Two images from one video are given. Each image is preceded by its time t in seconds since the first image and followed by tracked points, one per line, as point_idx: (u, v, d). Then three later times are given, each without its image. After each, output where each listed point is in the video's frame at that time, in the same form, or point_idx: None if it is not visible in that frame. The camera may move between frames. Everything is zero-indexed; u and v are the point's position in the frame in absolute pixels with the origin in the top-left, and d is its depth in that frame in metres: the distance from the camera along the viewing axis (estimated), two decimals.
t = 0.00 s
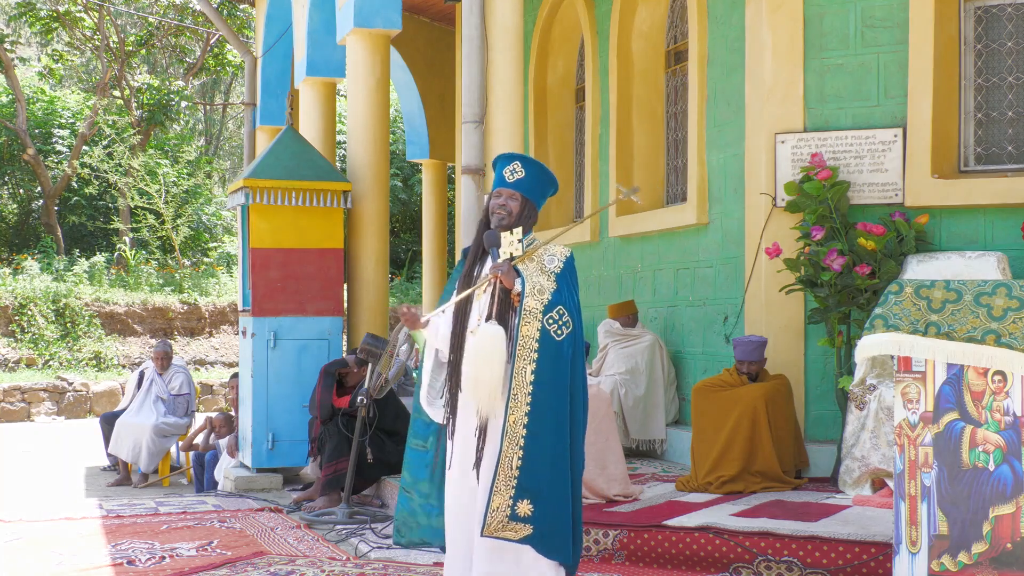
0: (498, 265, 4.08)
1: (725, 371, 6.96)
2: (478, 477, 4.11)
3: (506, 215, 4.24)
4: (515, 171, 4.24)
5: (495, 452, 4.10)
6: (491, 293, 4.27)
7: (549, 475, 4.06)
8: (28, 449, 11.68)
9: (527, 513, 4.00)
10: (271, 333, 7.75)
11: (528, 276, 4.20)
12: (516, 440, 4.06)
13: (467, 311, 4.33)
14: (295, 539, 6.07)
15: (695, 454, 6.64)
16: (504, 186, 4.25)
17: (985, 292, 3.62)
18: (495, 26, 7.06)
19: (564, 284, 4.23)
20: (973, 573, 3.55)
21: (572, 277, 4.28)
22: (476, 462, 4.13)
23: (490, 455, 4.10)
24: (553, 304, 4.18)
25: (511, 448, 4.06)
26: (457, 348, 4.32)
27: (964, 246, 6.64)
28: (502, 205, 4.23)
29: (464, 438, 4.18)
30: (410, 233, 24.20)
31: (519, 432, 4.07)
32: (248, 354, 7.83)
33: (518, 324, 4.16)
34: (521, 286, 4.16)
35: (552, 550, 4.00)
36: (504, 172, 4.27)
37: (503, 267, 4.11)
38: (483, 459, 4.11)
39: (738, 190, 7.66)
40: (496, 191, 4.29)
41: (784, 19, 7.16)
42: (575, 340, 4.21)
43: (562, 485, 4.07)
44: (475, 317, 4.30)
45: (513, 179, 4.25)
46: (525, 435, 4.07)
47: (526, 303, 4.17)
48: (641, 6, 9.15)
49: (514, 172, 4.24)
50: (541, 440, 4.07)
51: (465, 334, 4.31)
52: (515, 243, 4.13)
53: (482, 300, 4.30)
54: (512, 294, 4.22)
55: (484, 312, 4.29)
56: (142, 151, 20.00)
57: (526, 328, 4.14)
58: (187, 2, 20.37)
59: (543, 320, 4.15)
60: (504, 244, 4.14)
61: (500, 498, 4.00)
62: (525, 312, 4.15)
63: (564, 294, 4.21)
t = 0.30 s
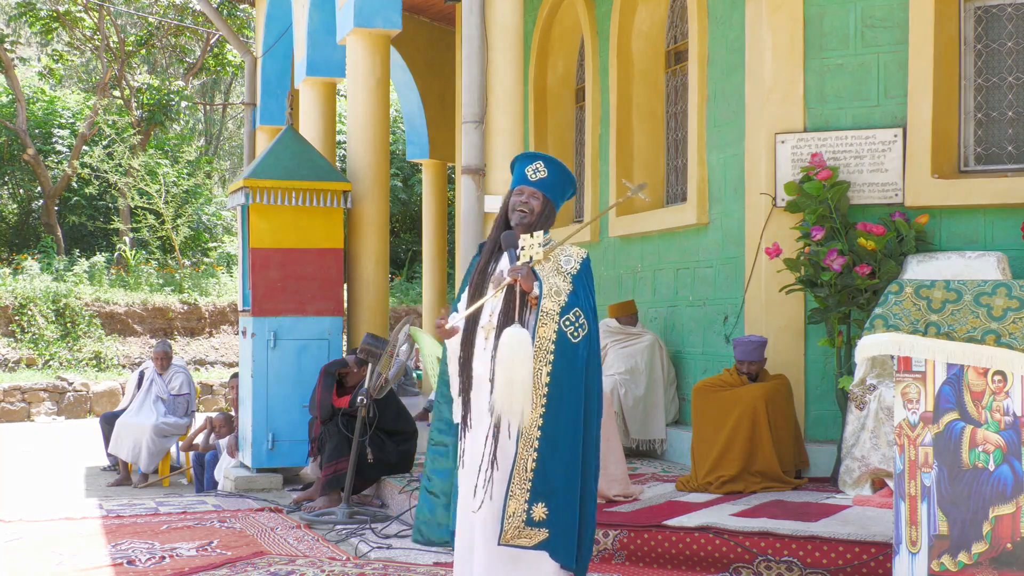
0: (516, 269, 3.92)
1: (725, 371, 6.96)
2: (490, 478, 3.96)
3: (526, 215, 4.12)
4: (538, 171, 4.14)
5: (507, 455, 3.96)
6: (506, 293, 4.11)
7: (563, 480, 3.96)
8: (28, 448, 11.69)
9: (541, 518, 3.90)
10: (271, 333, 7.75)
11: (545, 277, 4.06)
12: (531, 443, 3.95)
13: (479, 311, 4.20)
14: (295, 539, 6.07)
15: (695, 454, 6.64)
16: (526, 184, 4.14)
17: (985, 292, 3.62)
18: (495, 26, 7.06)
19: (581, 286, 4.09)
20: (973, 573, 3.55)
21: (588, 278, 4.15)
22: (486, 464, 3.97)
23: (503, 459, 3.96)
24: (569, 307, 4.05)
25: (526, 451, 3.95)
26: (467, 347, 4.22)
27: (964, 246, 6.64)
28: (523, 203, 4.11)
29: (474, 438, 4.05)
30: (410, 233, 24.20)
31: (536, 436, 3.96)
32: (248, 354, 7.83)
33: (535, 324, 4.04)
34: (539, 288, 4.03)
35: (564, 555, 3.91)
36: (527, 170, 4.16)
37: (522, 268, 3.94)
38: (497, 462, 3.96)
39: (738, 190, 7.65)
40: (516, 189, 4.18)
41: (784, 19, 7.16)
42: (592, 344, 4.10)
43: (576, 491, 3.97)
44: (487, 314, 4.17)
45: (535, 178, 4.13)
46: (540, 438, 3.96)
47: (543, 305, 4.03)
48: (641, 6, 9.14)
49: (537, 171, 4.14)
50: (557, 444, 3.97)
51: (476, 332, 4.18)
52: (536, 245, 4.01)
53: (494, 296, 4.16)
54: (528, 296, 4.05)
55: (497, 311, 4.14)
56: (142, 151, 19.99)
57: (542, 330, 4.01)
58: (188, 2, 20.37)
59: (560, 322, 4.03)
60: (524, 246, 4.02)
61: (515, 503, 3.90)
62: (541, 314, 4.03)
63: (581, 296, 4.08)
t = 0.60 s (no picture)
0: (535, 269, 3.89)
1: (725, 371, 6.96)
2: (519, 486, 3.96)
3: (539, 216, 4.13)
4: (552, 171, 4.12)
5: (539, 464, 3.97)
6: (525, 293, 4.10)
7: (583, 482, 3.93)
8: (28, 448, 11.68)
9: (555, 522, 3.86)
10: (271, 333, 7.75)
11: (563, 278, 4.04)
12: (553, 448, 3.93)
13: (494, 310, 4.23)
14: (294, 539, 6.07)
15: (695, 454, 6.64)
16: (539, 184, 4.13)
17: (985, 292, 3.62)
18: (495, 26, 7.06)
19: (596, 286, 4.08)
20: (973, 573, 3.55)
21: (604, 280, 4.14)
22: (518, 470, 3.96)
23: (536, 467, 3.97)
24: (586, 308, 4.04)
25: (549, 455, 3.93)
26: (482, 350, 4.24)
27: (964, 247, 6.64)
28: (537, 203, 4.12)
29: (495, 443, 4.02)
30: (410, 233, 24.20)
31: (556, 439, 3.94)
32: (248, 354, 7.83)
33: (553, 327, 4.03)
34: (558, 290, 4.01)
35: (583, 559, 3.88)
36: (539, 170, 4.14)
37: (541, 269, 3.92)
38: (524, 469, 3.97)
39: (738, 190, 7.65)
40: (530, 189, 4.17)
41: (784, 19, 7.16)
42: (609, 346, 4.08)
43: (594, 493, 3.94)
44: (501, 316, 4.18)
45: (549, 178, 4.13)
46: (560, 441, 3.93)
47: (562, 306, 4.02)
48: (641, 6, 9.14)
49: (551, 171, 4.12)
50: (577, 447, 3.94)
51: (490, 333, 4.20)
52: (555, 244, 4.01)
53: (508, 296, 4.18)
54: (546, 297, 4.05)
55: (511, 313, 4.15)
56: (142, 151, 19.99)
57: (561, 333, 4.00)
58: (187, 2, 20.37)
59: (578, 324, 4.01)
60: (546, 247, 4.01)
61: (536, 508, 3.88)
62: (560, 317, 4.02)
63: (597, 298, 4.07)
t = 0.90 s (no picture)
0: (544, 278, 3.86)
1: (726, 371, 6.96)
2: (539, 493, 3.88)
3: (538, 221, 4.09)
4: (551, 174, 4.07)
5: (558, 473, 3.89)
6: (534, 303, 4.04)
7: (602, 488, 4.01)
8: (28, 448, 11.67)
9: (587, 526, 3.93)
10: (271, 333, 7.75)
11: (570, 286, 4.02)
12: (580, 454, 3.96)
13: (495, 317, 4.18)
14: (294, 540, 6.07)
15: (695, 454, 6.64)
16: (538, 189, 4.09)
17: (986, 292, 3.62)
18: (495, 26, 7.06)
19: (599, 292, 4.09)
20: (973, 573, 3.55)
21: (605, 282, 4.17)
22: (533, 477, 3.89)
23: (556, 473, 3.89)
24: (595, 314, 4.07)
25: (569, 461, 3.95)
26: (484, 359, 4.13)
27: (964, 247, 6.64)
28: (535, 209, 4.09)
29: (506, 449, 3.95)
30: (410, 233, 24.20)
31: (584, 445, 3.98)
32: (248, 354, 7.83)
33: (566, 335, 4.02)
34: (567, 298, 3.99)
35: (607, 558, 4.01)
36: (537, 174, 4.10)
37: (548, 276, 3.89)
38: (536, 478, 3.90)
39: (738, 190, 7.65)
40: (528, 194, 4.13)
41: (784, 19, 7.16)
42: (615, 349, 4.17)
43: (614, 493, 4.06)
44: (505, 322, 4.14)
45: (547, 182, 4.08)
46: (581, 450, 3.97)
47: (572, 314, 4.02)
48: (641, 6, 9.14)
49: (549, 175, 4.07)
50: (600, 454, 4.01)
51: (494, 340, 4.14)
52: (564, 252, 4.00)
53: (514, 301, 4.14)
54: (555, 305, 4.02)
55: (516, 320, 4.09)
56: (142, 151, 19.99)
57: (574, 340, 4.01)
58: (188, 2, 20.37)
59: (589, 330, 4.04)
60: (553, 255, 4.00)
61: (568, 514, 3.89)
62: (573, 326, 4.01)
63: (602, 303, 4.11)
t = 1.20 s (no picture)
0: (534, 279, 3.86)
1: (725, 371, 6.95)
2: (535, 496, 3.88)
3: (527, 223, 4.09)
4: (535, 176, 4.08)
5: (558, 471, 3.89)
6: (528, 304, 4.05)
7: (607, 487, 4.01)
8: (28, 448, 11.67)
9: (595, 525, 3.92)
10: (271, 333, 7.75)
11: (563, 285, 4.01)
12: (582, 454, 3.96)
13: (496, 320, 4.19)
14: (295, 540, 6.07)
15: (695, 454, 6.64)
16: (523, 192, 4.10)
17: (985, 292, 3.62)
18: (495, 26, 7.06)
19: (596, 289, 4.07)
20: (973, 573, 3.55)
21: (603, 277, 4.15)
22: (529, 480, 3.89)
23: (557, 474, 3.89)
24: (591, 312, 4.05)
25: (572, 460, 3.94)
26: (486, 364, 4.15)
27: (964, 247, 6.64)
28: (523, 212, 4.09)
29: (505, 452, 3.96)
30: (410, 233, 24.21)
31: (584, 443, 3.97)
32: (248, 354, 7.83)
33: (562, 335, 4.04)
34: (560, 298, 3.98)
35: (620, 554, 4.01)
36: (522, 177, 4.11)
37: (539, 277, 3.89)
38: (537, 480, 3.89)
39: (738, 190, 7.65)
40: (515, 198, 4.13)
41: (784, 19, 7.16)
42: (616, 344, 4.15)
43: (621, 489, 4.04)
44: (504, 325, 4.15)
45: (531, 184, 4.09)
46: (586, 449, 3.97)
47: (567, 314, 4.01)
48: (641, 6, 9.14)
49: (532, 176, 4.08)
50: (604, 452, 4.01)
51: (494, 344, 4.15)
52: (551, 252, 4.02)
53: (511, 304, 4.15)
54: (551, 306, 4.02)
55: (514, 323, 4.09)
56: (142, 151, 20.00)
57: (570, 339, 4.01)
58: (188, 2, 20.37)
59: (586, 329, 4.03)
60: (542, 257, 4.00)
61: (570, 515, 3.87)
62: (568, 325, 4.02)
63: (600, 300, 4.09)
